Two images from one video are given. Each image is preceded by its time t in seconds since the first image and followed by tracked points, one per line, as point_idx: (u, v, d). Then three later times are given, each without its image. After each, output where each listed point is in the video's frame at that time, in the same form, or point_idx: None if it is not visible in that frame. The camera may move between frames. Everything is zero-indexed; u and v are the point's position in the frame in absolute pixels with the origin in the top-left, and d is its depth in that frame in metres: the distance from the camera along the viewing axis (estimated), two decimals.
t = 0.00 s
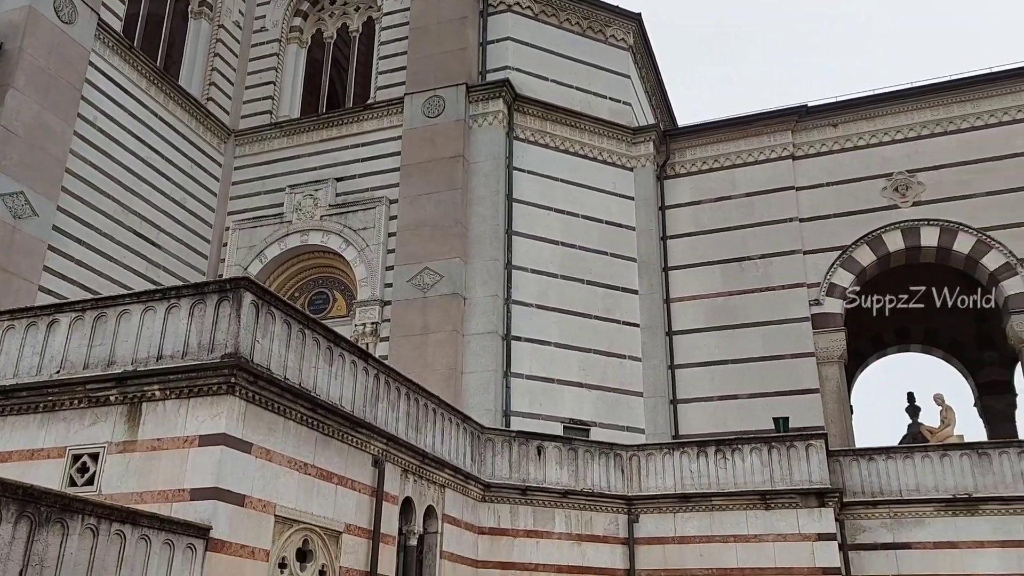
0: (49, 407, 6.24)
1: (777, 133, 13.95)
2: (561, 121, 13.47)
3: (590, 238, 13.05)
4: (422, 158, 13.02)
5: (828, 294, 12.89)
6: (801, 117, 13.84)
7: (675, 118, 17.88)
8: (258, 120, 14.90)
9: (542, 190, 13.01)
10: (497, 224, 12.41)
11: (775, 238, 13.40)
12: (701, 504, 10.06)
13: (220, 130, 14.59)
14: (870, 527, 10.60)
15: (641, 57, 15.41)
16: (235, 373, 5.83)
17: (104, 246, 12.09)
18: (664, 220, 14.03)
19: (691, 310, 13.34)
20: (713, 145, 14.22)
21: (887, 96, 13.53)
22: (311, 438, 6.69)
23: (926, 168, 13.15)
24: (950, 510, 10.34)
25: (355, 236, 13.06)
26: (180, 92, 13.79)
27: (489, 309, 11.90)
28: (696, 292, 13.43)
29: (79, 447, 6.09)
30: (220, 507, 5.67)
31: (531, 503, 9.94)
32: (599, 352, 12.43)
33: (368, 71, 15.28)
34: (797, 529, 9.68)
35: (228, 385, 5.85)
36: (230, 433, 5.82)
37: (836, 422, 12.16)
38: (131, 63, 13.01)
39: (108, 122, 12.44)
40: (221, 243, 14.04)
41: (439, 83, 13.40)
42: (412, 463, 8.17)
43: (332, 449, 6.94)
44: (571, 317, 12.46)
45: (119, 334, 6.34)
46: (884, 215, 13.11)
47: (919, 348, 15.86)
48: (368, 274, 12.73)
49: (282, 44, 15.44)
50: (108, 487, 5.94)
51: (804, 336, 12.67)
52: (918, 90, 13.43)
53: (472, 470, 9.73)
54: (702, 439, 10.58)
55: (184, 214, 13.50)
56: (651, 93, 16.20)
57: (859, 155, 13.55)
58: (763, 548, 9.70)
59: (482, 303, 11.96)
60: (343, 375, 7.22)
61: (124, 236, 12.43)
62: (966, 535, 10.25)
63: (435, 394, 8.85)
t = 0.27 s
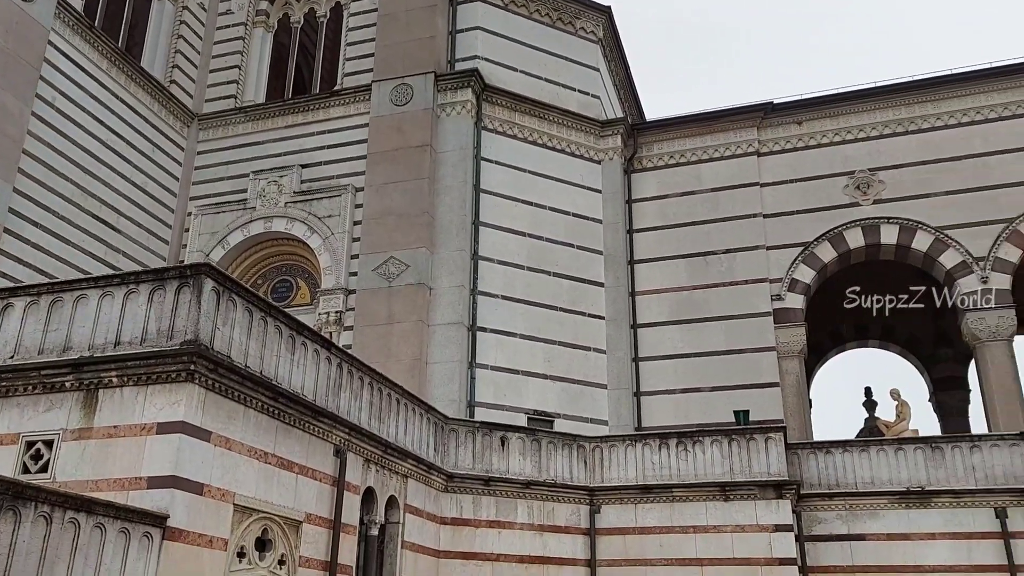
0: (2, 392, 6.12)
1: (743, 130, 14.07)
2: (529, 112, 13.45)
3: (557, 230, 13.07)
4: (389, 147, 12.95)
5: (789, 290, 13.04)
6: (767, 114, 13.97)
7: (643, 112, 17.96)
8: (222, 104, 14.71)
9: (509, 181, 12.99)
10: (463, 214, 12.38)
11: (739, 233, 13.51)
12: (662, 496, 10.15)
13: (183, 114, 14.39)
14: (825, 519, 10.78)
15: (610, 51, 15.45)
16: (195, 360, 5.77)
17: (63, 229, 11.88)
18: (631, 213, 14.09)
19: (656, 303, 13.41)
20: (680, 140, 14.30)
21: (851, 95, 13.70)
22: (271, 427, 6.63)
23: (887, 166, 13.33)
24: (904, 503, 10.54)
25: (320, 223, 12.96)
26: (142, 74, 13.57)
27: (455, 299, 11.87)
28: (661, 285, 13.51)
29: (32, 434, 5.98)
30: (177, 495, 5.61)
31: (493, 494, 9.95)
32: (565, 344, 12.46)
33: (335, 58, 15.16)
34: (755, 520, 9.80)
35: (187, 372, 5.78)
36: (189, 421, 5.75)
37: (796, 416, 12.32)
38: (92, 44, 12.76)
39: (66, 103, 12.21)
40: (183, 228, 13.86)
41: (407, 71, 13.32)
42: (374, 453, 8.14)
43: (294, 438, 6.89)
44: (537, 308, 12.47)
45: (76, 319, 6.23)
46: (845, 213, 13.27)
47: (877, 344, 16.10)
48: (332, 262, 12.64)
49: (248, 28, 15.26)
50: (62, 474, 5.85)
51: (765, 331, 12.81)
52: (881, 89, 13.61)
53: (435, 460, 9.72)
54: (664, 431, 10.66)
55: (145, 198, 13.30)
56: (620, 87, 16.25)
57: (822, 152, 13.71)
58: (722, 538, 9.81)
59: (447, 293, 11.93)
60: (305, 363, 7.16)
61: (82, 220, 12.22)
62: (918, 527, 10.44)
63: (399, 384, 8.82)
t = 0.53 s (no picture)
0: None
1: (712, 127, 14.15)
2: (502, 104, 13.42)
3: (527, 223, 13.07)
4: (359, 136, 12.86)
5: (755, 286, 13.16)
6: (736, 112, 14.07)
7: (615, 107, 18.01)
8: (189, 89, 14.53)
9: (480, 173, 12.95)
10: (433, 205, 12.33)
11: (707, 230, 13.61)
12: (627, 489, 10.20)
13: (149, 98, 14.18)
14: (786, 513, 10.93)
15: (583, 45, 15.47)
16: (157, 348, 5.70)
17: (23, 212, 11.67)
18: (601, 208, 14.12)
19: (624, 298, 13.47)
20: (650, 136, 14.35)
21: (819, 95, 13.83)
22: (235, 416, 6.57)
23: (853, 166, 13.49)
24: (863, 497, 10.71)
25: (288, 212, 12.85)
26: (108, 56, 13.35)
27: (423, 290, 11.83)
28: (629, 280, 13.57)
29: None
30: (138, 485, 5.54)
31: (459, 485, 9.95)
32: (533, 337, 12.47)
33: (306, 45, 15.03)
34: (717, 513, 9.90)
35: (149, 360, 5.71)
36: (151, 410, 5.69)
37: (759, 411, 12.45)
38: (56, 24, 12.54)
39: (29, 84, 11.99)
40: (147, 214, 13.68)
41: (378, 60, 13.23)
42: (339, 444, 8.10)
43: (257, 428, 6.83)
44: (506, 300, 12.46)
45: (36, 304, 6.13)
46: (811, 212, 13.40)
47: (841, 342, 16.30)
48: (300, 251, 12.55)
49: (217, 12, 15.07)
50: (20, 462, 5.76)
51: (732, 327, 12.92)
52: (848, 90, 13.75)
53: (401, 452, 9.70)
54: (629, 425, 10.72)
55: (109, 183, 13.10)
56: (592, 81, 16.27)
57: (790, 151, 13.84)
58: (684, 531, 9.90)
59: (416, 284, 11.89)
60: (270, 353, 7.10)
61: (44, 204, 12.02)
62: (877, 522, 10.61)
63: (365, 375, 8.78)
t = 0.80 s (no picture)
0: None
1: (682, 126, 14.22)
2: (473, 98, 13.38)
3: (497, 218, 13.05)
4: (328, 127, 12.77)
5: (722, 285, 13.25)
6: (706, 111, 14.15)
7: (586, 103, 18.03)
8: (156, 75, 14.32)
9: (450, 167, 12.90)
10: (403, 198, 12.27)
11: (676, 228, 13.68)
12: (592, 484, 10.24)
13: (114, 84, 13.97)
14: (748, 509, 11.06)
15: (556, 41, 15.46)
16: (118, 338, 5.61)
17: None
18: (572, 204, 14.14)
19: (592, 294, 13.50)
20: (621, 133, 14.38)
21: (787, 97, 13.95)
22: (197, 408, 6.49)
23: (819, 168, 13.62)
24: (823, 494, 10.86)
25: (255, 202, 12.73)
26: (72, 40, 13.12)
27: (391, 284, 11.77)
28: (598, 277, 13.61)
29: None
30: (96, 476, 5.46)
31: (424, 480, 9.92)
32: (501, 332, 12.46)
33: (275, 34, 14.88)
34: (681, 509, 9.96)
35: (109, 350, 5.63)
36: (110, 401, 5.60)
37: (724, 409, 12.55)
38: (18, 6, 12.30)
39: None
40: (111, 202, 13.47)
41: (349, 51, 13.13)
42: (303, 437, 8.04)
43: (220, 420, 6.76)
44: (474, 295, 12.43)
45: None
46: (777, 212, 13.51)
47: (805, 341, 16.47)
48: (266, 242, 12.43)
49: None
50: None
51: (698, 325, 13.00)
52: (817, 92, 13.88)
53: (366, 445, 9.65)
54: (596, 420, 10.75)
55: (71, 169, 12.88)
56: (564, 78, 16.28)
57: (758, 151, 13.95)
58: (648, 526, 9.96)
59: (384, 277, 11.83)
60: (234, 344, 7.02)
61: (4, 189, 11.80)
62: (836, 518, 10.76)
63: (331, 368, 8.71)
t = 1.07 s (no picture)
0: None
1: (653, 125, 14.28)
2: (445, 93, 13.32)
3: (467, 214, 13.01)
4: (298, 119, 12.66)
5: (690, 284, 13.34)
6: (677, 111, 14.22)
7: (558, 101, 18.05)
8: (122, 64, 14.12)
9: (421, 162, 12.84)
10: (373, 192, 12.20)
11: (645, 226, 13.74)
12: (559, 480, 10.27)
13: (79, 72, 13.75)
14: (712, 505, 11.16)
15: (528, 38, 15.46)
16: (79, 331, 5.52)
17: None
18: (543, 201, 14.14)
19: (562, 291, 13.52)
20: (592, 131, 14.41)
21: (756, 98, 14.06)
22: (160, 402, 6.41)
23: (787, 169, 13.75)
24: (786, 491, 11.00)
25: (222, 194, 12.60)
26: (36, 27, 12.90)
27: (360, 278, 11.70)
28: (567, 274, 13.63)
29: None
30: (55, 471, 5.38)
31: (391, 476, 9.88)
32: (471, 328, 12.43)
33: (245, 25, 14.73)
34: (647, 505, 10.02)
35: (70, 343, 5.54)
36: (71, 394, 5.52)
37: (690, 406, 12.64)
38: None
39: None
40: (74, 191, 13.26)
41: (320, 44, 13.03)
42: (269, 433, 7.97)
43: (183, 415, 6.69)
44: (444, 291, 12.39)
45: None
46: (746, 212, 13.62)
47: (771, 340, 16.62)
48: (233, 235, 12.31)
49: None
50: None
51: (666, 323, 13.07)
52: (786, 94, 14.00)
53: (333, 441, 9.59)
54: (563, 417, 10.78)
55: (34, 158, 12.67)
56: (536, 75, 16.29)
57: (727, 152, 14.05)
58: (615, 523, 10.00)
59: (353, 272, 11.76)
60: (198, 338, 6.94)
61: None
62: (797, 515, 10.93)
63: (297, 362, 8.64)
